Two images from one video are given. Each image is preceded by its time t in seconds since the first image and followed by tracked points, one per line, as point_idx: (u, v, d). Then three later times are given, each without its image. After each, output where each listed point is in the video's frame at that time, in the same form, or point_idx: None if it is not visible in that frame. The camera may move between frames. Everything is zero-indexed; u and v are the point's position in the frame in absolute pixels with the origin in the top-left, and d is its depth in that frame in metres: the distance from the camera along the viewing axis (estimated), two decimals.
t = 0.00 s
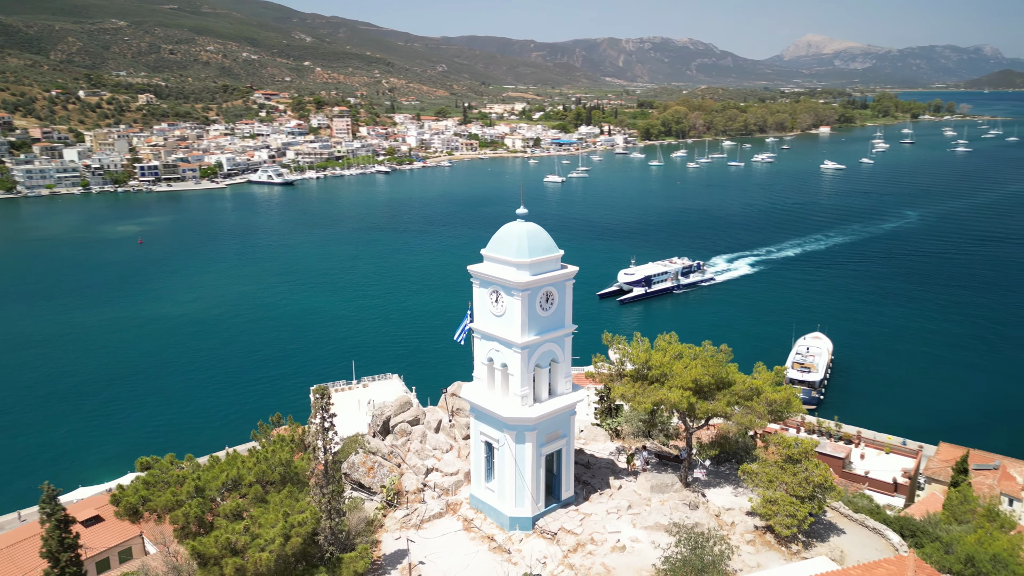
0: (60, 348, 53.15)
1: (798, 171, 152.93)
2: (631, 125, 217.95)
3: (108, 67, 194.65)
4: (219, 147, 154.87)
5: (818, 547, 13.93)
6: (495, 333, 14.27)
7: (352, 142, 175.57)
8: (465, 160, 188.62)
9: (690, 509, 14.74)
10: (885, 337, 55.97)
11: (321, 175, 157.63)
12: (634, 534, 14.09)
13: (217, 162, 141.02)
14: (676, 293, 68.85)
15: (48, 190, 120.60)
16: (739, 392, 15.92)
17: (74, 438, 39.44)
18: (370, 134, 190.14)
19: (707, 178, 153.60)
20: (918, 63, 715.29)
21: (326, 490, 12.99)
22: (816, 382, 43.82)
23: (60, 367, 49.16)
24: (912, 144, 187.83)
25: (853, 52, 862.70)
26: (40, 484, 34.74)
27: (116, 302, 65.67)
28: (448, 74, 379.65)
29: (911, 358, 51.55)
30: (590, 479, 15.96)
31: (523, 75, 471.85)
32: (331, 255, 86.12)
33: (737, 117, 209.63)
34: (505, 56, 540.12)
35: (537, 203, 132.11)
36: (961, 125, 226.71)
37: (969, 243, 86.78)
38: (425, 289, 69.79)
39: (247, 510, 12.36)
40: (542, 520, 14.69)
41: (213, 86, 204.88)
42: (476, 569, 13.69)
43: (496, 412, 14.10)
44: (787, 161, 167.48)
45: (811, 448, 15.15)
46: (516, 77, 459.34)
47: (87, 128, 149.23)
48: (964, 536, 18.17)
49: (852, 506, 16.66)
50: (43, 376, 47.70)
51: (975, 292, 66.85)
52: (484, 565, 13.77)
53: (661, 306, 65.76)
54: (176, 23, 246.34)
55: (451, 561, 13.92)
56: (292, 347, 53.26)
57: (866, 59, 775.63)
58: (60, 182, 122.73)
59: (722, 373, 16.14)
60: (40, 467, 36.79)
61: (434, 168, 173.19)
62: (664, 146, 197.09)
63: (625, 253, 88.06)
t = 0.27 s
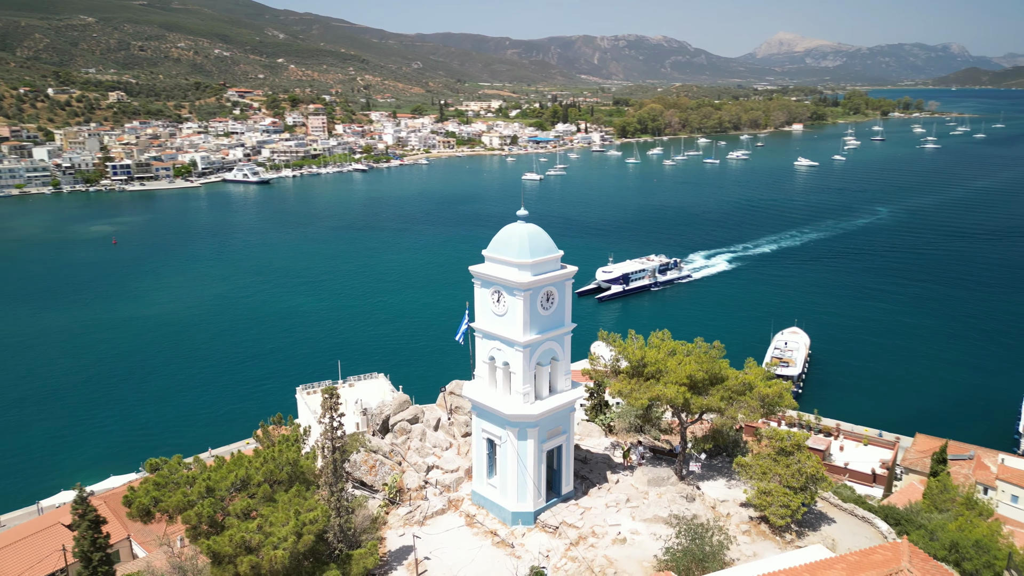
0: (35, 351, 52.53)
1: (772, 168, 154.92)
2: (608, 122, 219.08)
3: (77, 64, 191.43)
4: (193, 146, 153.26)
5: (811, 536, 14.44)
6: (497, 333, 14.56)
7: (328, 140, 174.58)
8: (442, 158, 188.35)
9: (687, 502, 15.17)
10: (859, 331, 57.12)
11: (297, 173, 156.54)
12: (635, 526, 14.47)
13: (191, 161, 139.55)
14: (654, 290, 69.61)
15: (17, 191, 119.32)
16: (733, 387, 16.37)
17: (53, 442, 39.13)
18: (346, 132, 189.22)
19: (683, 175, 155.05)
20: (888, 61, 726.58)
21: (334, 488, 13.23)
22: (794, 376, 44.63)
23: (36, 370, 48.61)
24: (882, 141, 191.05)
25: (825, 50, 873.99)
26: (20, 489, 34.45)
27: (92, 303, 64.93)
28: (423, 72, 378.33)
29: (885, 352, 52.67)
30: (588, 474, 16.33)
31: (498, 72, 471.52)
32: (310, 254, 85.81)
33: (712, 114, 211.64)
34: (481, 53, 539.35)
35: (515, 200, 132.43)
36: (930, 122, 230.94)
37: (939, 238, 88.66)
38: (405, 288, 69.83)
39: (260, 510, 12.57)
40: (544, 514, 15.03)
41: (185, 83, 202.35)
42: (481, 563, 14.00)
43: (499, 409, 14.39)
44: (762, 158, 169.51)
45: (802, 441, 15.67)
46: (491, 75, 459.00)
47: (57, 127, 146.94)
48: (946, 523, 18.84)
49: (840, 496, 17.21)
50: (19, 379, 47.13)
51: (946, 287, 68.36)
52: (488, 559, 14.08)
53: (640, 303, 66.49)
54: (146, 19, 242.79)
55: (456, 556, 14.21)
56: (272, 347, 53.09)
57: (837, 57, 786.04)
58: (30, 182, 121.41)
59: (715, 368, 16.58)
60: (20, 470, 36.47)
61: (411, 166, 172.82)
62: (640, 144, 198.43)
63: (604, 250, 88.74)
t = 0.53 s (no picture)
0: (11, 354, 51.80)
1: (748, 165, 156.64)
2: (585, 120, 220.04)
3: (45, 61, 187.86)
4: (167, 144, 151.39)
5: (805, 524, 14.93)
6: (499, 331, 14.87)
7: (304, 138, 173.30)
8: (420, 155, 187.86)
9: (684, 494, 15.60)
10: (836, 326, 58.19)
11: (274, 171, 155.23)
12: (634, 519, 14.86)
13: (165, 160, 137.87)
14: (634, 287, 70.28)
15: None
16: (725, 382, 16.83)
17: (33, 448, 38.79)
18: (322, 130, 188.02)
19: (660, 173, 156.24)
20: (859, 59, 737.04)
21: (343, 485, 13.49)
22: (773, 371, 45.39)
23: (12, 375, 47.99)
24: (855, 138, 193.95)
25: (797, 48, 884.16)
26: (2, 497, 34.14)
27: (67, 305, 64.08)
28: (399, 69, 376.80)
29: (860, 346, 53.76)
30: (587, 469, 16.68)
31: (474, 69, 470.44)
32: (289, 253, 85.44)
33: (688, 112, 213.26)
34: (457, 50, 537.92)
35: (493, 198, 132.71)
36: (901, 119, 234.89)
37: (911, 233, 90.40)
38: (385, 287, 69.87)
39: (273, 507, 12.79)
40: (545, 508, 15.37)
41: (157, 80, 199.54)
42: (487, 557, 14.31)
43: (502, 407, 14.71)
44: (737, 156, 171.38)
45: (795, 433, 16.18)
46: (467, 72, 457.95)
47: (25, 125, 144.31)
48: (929, 512, 19.50)
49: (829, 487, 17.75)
50: None
51: (918, 281, 69.82)
52: (493, 553, 14.38)
53: (620, 301, 67.14)
54: (115, 16, 238.81)
55: (461, 550, 14.51)
56: (253, 348, 52.90)
57: (809, 55, 795.45)
58: None
59: (710, 364, 17.01)
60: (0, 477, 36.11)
61: (389, 164, 172.21)
62: (617, 141, 199.56)
63: (583, 248, 89.26)
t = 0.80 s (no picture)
0: None
1: (724, 163, 158.42)
2: (562, 118, 220.81)
3: (13, 59, 184.46)
4: (140, 143, 149.59)
5: (797, 514, 15.44)
6: (500, 330, 15.19)
7: (280, 137, 172.15)
8: (397, 154, 187.41)
9: (681, 487, 16.04)
10: (813, 321, 59.22)
11: (250, 170, 153.92)
12: (634, 512, 15.27)
13: (139, 159, 136.31)
14: (615, 285, 70.96)
15: None
16: (719, 377, 17.30)
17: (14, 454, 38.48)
18: (299, 129, 186.82)
19: (638, 170, 157.45)
20: (830, 57, 747.07)
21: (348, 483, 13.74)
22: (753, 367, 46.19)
23: None
24: (828, 136, 196.92)
25: (771, 46, 893.79)
26: None
27: (44, 307, 63.30)
28: (375, 66, 374.89)
29: (837, 341, 54.82)
30: (585, 463, 17.09)
31: (451, 67, 469.21)
32: (268, 253, 85.01)
33: (664, 109, 214.94)
34: (433, 49, 536.17)
35: (473, 196, 132.85)
36: (872, 117, 238.75)
37: (885, 229, 92.15)
38: (366, 287, 69.83)
39: (287, 506, 13.03)
40: (547, 503, 15.73)
41: (128, 78, 196.82)
42: (491, 550, 14.65)
43: (504, 404, 15.06)
44: (713, 153, 173.08)
45: (787, 426, 16.66)
46: (444, 70, 456.93)
47: None
48: (911, 500, 20.18)
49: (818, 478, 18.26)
50: None
51: (891, 276, 71.23)
52: (497, 547, 14.71)
53: (600, 298, 67.75)
54: (84, 12, 234.95)
55: (466, 546, 14.81)
56: (235, 349, 52.70)
57: (782, 53, 803.89)
58: None
59: (704, 360, 17.45)
60: None
61: (367, 162, 171.65)
62: (595, 139, 200.55)
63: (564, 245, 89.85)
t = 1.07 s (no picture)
0: None
1: (701, 160, 159.92)
2: (541, 116, 221.28)
3: None
4: (114, 142, 147.71)
5: (790, 504, 15.95)
6: (502, 328, 15.53)
7: (257, 135, 170.82)
8: (376, 152, 186.76)
9: (678, 480, 16.49)
10: (792, 317, 60.27)
11: (227, 169, 152.59)
12: (633, 505, 15.68)
13: (113, 158, 134.68)
14: (596, 282, 71.57)
15: None
16: (712, 372, 17.78)
17: None
18: (276, 127, 185.52)
19: (616, 168, 158.43)
20: (804, 55, 755.94)
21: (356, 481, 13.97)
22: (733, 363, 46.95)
23: None
24: (803, 133, 199.51)
25: (746, 44, 901.95)
26: None
27: (20, 309, 62.59)
28: (351, 64, 372.60)
29: (815, 336, 55.82)
30: (584, 458, 17.45)
31: (428, 64, 467.51)
32: (248, 252, 84.57)
33: (642, 107, 216.29)
34: (409, 46, 533.59)
35: (452, 194, 132.99)
36: (846, 114, 242.13)
37: (860, 226, 93.80)
38: (348, 286, 69.81)
39: (299, 502, 13.31)
40: (548, 497, 16.09)
41: (100, 76, 193.98)
42: (496, 544, 14.97)
43: (507, 402, 15.36)
44: (691, 151, 174.56)
45: (779, 419, 17.17)
46: (421, 67, 455.30)
47: None
48: (895, 491, 20.86)
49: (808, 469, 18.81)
50: None
51: (867, 272, 72.57)
52: (500, 542, 15.04)
53: (581, 296, 68.34)
54: (53, 9, 230.92)
55: (470, 540, 15.13)
56: (218, 350, 52.55)
57: (757, 51, 811.30)
58: None
59: (698, 357, 17.92)
60: None
61: (345, 160, 170.91)
62: (574, 137, 201.26)
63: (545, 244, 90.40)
